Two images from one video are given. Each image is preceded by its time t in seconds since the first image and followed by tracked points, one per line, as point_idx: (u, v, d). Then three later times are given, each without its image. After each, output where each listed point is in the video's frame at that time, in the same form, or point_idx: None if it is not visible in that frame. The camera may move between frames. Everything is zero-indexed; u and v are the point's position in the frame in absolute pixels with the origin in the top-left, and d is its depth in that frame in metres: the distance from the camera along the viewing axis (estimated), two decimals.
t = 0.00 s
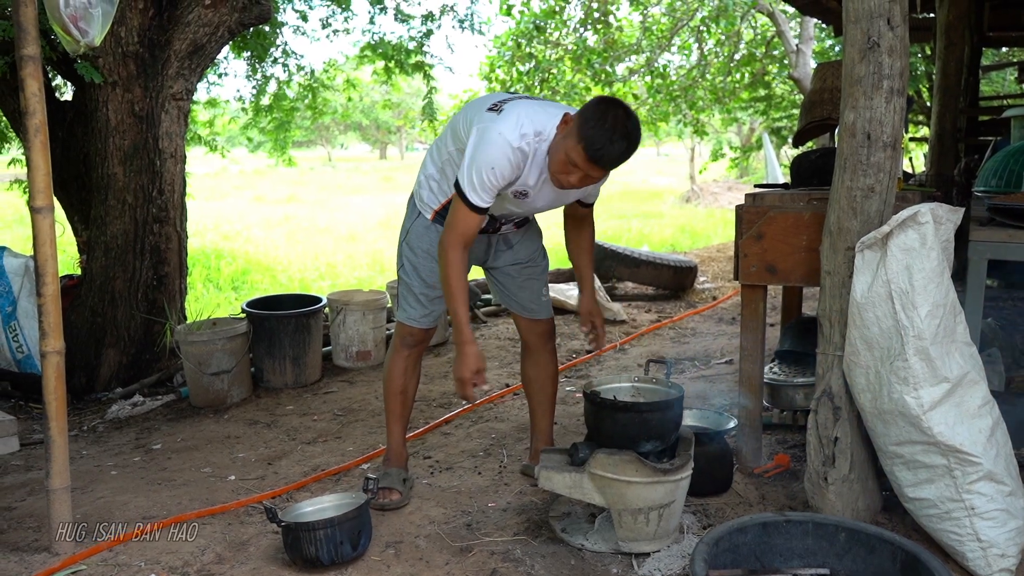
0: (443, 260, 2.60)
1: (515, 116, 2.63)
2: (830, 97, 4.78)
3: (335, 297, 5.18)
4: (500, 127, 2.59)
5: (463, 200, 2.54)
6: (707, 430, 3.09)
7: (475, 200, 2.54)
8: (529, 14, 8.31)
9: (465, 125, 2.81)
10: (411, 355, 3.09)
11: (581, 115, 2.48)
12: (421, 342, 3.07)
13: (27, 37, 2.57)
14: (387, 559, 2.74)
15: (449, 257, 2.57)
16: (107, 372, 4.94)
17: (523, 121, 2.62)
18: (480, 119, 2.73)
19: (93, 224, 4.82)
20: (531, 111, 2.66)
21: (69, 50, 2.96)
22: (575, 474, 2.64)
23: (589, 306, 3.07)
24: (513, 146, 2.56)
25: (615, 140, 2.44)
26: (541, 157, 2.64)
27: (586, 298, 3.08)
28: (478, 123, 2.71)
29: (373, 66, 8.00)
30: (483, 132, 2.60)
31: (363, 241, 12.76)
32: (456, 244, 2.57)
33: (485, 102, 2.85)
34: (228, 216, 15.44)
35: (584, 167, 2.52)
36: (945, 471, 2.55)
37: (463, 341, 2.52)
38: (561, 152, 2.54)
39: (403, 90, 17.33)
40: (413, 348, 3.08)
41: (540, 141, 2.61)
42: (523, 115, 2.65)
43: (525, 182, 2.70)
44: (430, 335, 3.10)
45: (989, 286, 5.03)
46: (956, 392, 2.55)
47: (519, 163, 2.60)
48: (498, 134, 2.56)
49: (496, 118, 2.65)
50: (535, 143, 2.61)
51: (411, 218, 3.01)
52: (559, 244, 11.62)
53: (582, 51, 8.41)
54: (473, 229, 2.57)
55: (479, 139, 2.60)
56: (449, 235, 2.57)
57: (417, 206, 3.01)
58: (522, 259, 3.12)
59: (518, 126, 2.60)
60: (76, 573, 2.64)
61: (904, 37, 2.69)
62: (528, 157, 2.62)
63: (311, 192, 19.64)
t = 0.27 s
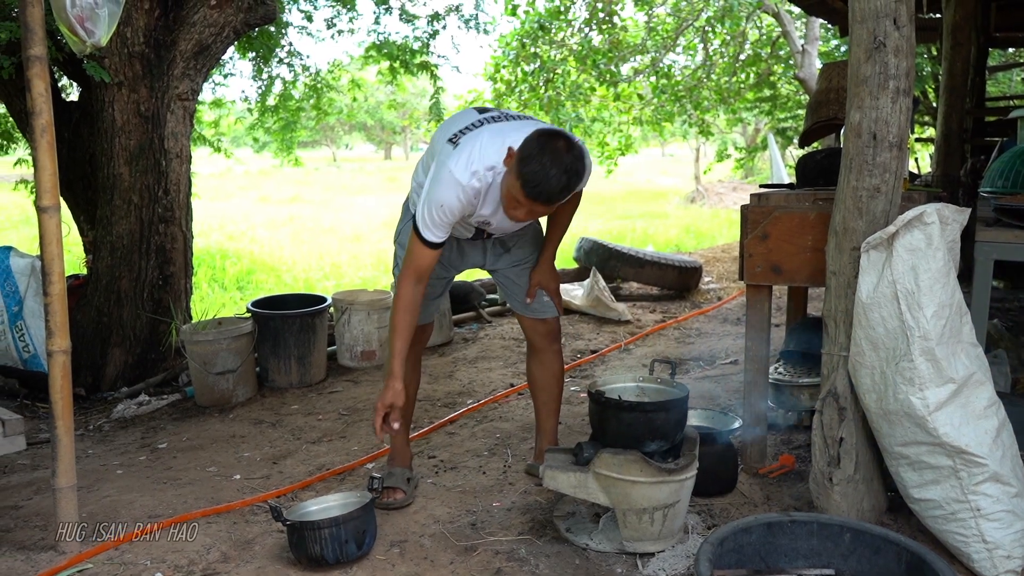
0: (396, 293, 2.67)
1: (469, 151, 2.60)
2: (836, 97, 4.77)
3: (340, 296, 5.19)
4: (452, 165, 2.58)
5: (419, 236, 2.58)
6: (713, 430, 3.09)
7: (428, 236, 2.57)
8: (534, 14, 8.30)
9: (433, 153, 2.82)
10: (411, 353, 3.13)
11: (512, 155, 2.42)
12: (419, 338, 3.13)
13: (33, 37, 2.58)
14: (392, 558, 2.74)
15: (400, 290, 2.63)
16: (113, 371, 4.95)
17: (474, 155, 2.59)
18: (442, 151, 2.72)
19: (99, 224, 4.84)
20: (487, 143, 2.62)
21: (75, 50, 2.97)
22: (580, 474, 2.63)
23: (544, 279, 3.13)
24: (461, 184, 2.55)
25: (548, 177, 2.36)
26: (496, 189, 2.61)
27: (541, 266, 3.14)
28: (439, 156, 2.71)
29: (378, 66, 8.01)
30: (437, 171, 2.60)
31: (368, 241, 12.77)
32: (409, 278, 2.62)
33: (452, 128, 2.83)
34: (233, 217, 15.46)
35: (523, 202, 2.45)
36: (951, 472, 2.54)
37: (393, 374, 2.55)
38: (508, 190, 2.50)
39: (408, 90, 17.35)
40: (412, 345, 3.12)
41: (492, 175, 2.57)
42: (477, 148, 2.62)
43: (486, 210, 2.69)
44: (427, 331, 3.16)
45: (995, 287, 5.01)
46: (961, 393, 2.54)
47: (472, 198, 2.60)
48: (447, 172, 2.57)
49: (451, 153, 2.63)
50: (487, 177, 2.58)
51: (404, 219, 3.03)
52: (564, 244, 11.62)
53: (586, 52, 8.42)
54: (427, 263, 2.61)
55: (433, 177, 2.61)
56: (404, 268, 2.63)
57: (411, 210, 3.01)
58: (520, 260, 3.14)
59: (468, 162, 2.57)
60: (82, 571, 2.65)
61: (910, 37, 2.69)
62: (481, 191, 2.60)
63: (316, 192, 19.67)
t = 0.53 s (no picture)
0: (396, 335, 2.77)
1: (436, 184, 2.61)
2: (842, 91, 4.76)
3: (344, 291, 5.19)
4: (422, 202, 2.60)
5: (406, 278, 2.66)
6: (718, 426, 3.09)
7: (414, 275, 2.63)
8: (539, 9, 8.28)
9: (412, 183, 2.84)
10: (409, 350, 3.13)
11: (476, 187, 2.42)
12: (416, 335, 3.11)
13: (39, 32, 2.58)
14: (397, 552, 2.75)
15: (400, 334, 2.73)
16: (119, 366, 4.96)
17: (440, 189, 2.60)
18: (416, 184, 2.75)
19: (105, 219, 4.85)
20: (454, 171, 2.61)
21: (81, 45, 2.97)
22: (585, 468, 2.64)
23: (542, 288, 3.09)
24: (434, 219, 2.58)
25: (510, 208, 2.36)
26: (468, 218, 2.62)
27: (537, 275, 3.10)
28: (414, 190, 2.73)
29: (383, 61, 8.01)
30: (410, 210, 2.64)
31: (373, 237, 12.78)
32: (407, 322, 2.72)
33: (425, 154, 2.83)
34: (238, 212, 15.48)
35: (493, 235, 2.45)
36: (957, 468, 2.54)
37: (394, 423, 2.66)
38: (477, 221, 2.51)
39: (413, 86, 17.35)
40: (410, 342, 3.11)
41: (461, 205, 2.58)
42: (444, 179, 2.62)
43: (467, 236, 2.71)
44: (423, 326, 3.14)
45: (1002, 283, 5.00)
46: (967, 388, 2.54)
47: (448, 230, 2.62)
48: (421, 208, 2.60)
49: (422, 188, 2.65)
50: (457, 208, 2.59)
51: (394, 217, 3.10)
52: (569, 240, 11.61)
53: (592, 47, 8.40)
54: (421, 304, 2.70)
55: (409, 216, 2.64)
56: (400, 312, 2.72)
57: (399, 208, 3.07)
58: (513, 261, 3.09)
59: (435, 197, 2.58)
60: (89, 565, 2.66)
61: (917, 31, 2.67)
62: (456, 222, 2.62)
63: (321, 187, 19.69)
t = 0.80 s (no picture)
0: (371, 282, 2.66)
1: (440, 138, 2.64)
2: (846, 88, 4.74)
3: (348, 287, 5.20)
4: (424, 154, 2.62)
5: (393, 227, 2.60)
6: (721, 422, 3.08)
7: (403, 226, 2.59)
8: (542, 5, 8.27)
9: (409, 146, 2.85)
10: (411, 347, 3.11)
11: (493, 127, 2.45)
12: (418, 332, 3.09)
13: (43, 28, 2.58)
14: (401, 547, 2.75)
15: (375, 282, 2.63)
16: (123, 361, 4.98)
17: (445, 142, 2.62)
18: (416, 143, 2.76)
19: (109, 215, 4.86)
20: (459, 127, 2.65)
21: (85, 41, 2.97)
22: (588, 464, 2.65)
23: (540, 286, 3.08)
24: (435, 169, 2.58)
25: (531, 146, 2.38)
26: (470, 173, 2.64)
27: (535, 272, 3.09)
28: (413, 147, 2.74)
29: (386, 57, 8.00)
30: (411, 161, 2.64)
31: (376, 233, 12.79)
32: (386, 271, 2.63)
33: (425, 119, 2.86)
34: (241, 208, 15.49)
35: (513, 177, 2.46)
36: (960, 464, 2.53)
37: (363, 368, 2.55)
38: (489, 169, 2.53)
39: (416, 82, 17.35)
40: (411, 339, 3.10)
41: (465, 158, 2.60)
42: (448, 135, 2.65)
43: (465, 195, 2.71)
44: (426, 323, 3.12)
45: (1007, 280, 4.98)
46: (971, 385, 2.54)
47: (447, 183, 2.63)
48: (420, 160, 2.60)
49: (424, 143, 2.67)
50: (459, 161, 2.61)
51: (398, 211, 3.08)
52: (572, 236, 11.61)
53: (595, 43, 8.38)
54: (403, 256, 2.63)
55: (408, 167, 2.64)
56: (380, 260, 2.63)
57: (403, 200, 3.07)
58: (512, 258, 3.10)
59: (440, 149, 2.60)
60: (93, 560, 2.67)
61: (922, 27, 2.66)
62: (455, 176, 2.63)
63: (324, 184, 19.69)
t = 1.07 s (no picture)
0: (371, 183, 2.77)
1: (470, 70, 2.72)
2: (848, 87, 4.74)
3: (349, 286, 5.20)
4: (453, 82, 2.69)
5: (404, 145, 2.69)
6: (721, 422, 3.08)
7: (412, 146, 2.68)
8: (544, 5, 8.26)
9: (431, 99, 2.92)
10: (419, 349, 3.10)
11: (548, 42, 2.56)
12: (428, 335, 3.08)
13: (45, 26, 2.58)
14: (401, 547, 2.75)
15: (375, 187, 2.74)
16: (124, 360, 4.98)
17: (475, 72, 2.71)
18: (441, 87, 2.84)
19: (111, 214, 4.86)
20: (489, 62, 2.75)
21: (87, 39, 2.97)
22: (588, 464, 2.65)
23: (556, 280, 3.11)
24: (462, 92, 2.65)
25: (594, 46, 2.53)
26: (499, 103, 2.69)
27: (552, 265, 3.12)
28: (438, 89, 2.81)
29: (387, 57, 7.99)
30: (437, 88, 2.70)
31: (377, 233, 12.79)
32: (387, 180, 2.73)
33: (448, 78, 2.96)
34: (242, 207, 15.49)
35: (575, 86, 2.59)
36: (961, 464, 2.53)
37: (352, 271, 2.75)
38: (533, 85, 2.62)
39: (417, 81, 17.34)
40: (420, 341, 3.08)
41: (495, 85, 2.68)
42: (477, 69, 2.74)
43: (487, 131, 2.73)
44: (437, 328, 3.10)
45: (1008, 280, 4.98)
46: (972, 385, 2.53)
47: (473, 109, 2.68)
48: (448, 85, 2.68)
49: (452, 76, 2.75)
50: (487, 89, 2.68)
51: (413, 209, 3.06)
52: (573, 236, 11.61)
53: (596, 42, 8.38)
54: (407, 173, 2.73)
55: (432, 94, 2.70)
56: (384, 169, 2.72)
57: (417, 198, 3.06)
58: (528, 254, 3.08)
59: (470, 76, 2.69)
60: (94, 559, 2.67)
61: (923, 26, 2.66)
62: (482, 104, 2.69)
63: (325, 183, 19.69)
